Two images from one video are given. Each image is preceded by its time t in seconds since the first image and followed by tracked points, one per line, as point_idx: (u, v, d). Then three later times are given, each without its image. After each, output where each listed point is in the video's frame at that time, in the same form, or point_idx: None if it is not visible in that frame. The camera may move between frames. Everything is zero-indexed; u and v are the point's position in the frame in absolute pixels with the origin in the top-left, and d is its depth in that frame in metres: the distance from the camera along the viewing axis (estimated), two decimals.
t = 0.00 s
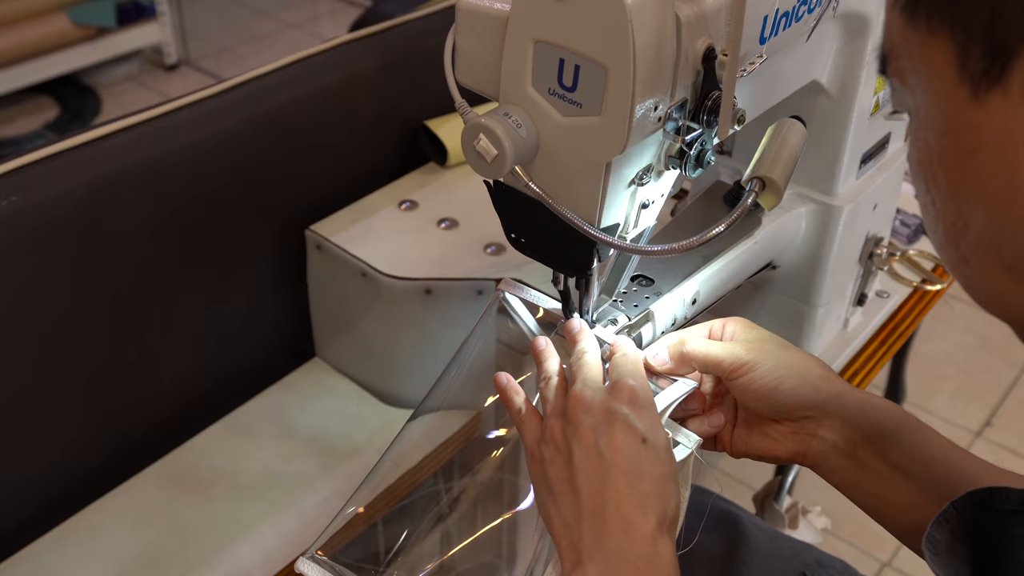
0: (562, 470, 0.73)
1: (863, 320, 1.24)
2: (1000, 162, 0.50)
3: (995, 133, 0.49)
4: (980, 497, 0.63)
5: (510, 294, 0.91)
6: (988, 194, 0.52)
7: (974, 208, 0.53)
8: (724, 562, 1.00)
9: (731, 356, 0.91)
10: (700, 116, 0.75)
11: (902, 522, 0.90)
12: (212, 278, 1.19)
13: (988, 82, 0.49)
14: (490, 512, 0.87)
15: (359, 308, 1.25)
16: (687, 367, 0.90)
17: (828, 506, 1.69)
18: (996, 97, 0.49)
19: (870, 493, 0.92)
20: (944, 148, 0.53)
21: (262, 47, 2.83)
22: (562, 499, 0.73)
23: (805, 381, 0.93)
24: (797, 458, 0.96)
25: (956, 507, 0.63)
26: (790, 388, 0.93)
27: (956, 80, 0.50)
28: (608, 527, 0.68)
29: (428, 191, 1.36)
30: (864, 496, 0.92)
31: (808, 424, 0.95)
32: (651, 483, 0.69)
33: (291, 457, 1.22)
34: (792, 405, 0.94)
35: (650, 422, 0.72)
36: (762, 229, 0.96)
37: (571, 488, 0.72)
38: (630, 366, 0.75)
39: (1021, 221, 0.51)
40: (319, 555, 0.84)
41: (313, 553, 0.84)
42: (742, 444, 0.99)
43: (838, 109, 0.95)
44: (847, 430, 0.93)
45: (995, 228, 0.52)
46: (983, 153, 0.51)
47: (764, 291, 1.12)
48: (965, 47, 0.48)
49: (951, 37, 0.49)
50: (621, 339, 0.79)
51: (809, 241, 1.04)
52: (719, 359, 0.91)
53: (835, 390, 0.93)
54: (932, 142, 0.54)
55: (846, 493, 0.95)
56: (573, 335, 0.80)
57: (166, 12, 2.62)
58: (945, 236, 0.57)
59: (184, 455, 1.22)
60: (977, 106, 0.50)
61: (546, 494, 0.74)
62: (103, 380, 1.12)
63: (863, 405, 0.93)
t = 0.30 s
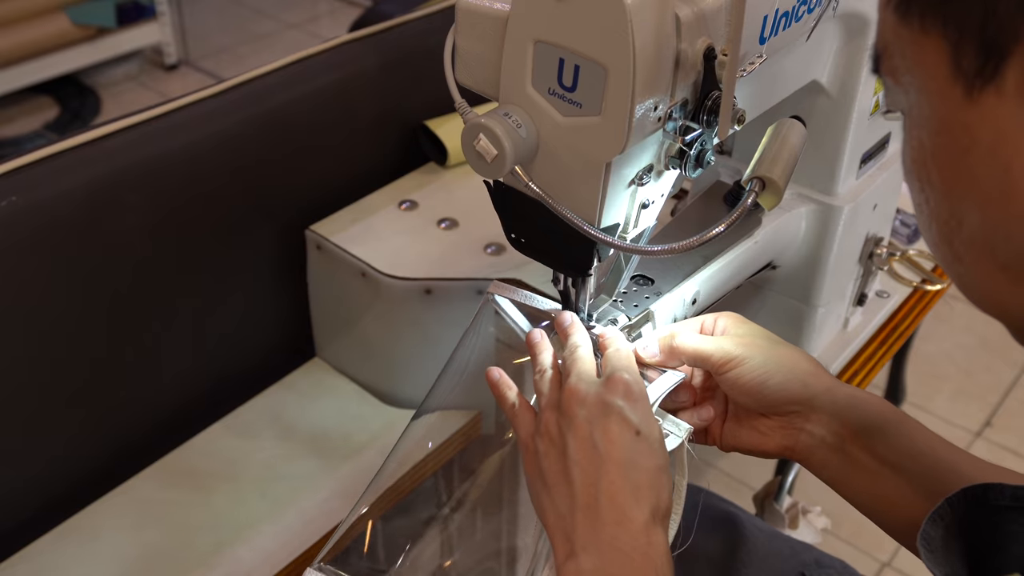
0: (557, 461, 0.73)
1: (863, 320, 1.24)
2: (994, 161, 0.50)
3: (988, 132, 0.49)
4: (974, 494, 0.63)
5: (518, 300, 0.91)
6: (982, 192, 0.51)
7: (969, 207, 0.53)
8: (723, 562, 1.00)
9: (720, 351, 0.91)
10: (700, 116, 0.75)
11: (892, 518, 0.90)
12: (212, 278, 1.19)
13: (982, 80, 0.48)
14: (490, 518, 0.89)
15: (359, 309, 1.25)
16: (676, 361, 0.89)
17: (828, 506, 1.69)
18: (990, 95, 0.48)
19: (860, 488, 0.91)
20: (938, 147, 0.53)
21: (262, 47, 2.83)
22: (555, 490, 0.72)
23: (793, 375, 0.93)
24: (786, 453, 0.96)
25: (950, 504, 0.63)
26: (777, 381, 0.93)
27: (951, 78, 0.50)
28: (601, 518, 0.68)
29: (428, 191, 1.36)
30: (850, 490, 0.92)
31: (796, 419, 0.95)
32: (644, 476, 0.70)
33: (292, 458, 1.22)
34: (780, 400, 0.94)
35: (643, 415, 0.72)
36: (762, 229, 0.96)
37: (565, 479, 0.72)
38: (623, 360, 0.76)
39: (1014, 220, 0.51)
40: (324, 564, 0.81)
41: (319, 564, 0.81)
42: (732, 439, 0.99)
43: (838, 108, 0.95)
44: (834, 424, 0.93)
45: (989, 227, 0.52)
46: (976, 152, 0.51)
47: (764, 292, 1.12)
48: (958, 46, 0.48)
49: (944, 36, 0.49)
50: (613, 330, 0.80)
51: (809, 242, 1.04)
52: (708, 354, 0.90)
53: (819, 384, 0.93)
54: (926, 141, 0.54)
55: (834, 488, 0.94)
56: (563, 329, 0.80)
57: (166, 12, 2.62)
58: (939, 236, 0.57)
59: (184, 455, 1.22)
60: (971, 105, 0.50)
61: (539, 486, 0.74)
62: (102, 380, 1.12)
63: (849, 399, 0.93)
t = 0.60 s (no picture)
0: (555, 482, 0.74)
1: (862, 320, 1.24)
2: (994, 160, 0.50)
3: (988, 131, 0.49)
4: (976, 491, 0.63)
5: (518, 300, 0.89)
6: (982, 192, 0.51)
7: (969, 207, 0.53)
8: (718, 562, 0.99)
9: (740, 364, 0.90)
10: (700, 116, 0.75)
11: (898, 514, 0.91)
12: (212, 278, 1.19)
13: (982, 79, 0.48)
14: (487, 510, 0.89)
15: (359, 309, 1.25)
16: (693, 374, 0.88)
17: (828, 506, 1.69)
18: (989, 94, 0.49)
19: (885, 498, 0.92)
20: (937, 146, 0.53)
21: (262, 47, 2.83)
22: (555, 512, 0.73)
23: (816, 388, 0.93)
24: (810, 465, 0.96)
25: (953, 501, 0.63)
26: (801, 395, 0.93)
27: (951, 77, 0.50)
28: (602, 543, 0.69)
29: (428, 191, 1.36)
30: (873, 496, 0.93)
31: (820, 432, 0.95)
32: (644, 499, 0.70)
33: (292, 458, 1.22)
34: (804, 413, 0.94)
35: (641, 436, 0.72)
36: (762, 229, 0.96)
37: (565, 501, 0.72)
38: (624, 370, 0.75)
39: (1014, 220, 0.51)
40: (323, 556, 0.82)
41: (317, 556, 0.83)
42: (756, 455, 0.99)
43: (838, 108, 0.95)
44: (858, 436, 0.93)
45: (988, 226, 0.52)
46: (976, 151, 0.51)
47: (763, 292, 1.12)
48: (958, 44, 0.48)
49: (944, 35, 0.49)
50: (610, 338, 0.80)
51: (809, 242, 1.04)
52: (729, 368, 0.90)
53: (843, 394, 0.93)
54: (925, 140, 0.54)
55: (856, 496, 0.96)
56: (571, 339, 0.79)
57: (166, 12, 2.62)
58: (938, 234, 0.57)
59: (184, 455, 1.22)
60: (971, 103, 0.50)
61: (539, 505, 0.75)
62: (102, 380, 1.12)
63: (872, 408, 0.93)
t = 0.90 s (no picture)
0: (559, 472, 0.74)
1: (863, 320, 1.24)
2: (992, 167, 0.50)
3: (986, 138, 0.49)
4: (976, 497, 0.63)
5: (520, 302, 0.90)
6: (981, 198, 0.51)
7: (968, 213, 0.53)
8: (722, 561, 0.99)
9: (734, 356, 0.91)
10: (700, 116, 0.75)
11: (899, 520, 0.90)
12: (212, 278, 1.19)
13: (980, 87, 0.48)
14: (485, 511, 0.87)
15: (359, 309, 1.25)
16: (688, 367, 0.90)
17: (828, 506, 1.69)
18: (988, 101, 0.49)
19: (869, 493, 0.93)
20: (936, 154, 0.53)
21: (262, 47, 2.82)
22: (559, 501, 0.73)
23: (807, 381, 0.93)
24: (799, 458, 0.96)
25: (955, 507, 0.63)
26: (791, 387, 0.93)
27: (949, 85, 0.50)
28: (607, 532, 0.69)
29: (428, 191, 1.36)
30: (865, 495, 0.93)
31: (810, 424, 0.95)
32: (649, 490, 0.70)
33: (292, 458, 1.22)
34: (794, 406, 0.93)
35: (646, 426, 0.72)
36: (762, 229, 0.96)
37: (569, 490, 0.72)
38: (626, 368, 0.75)
39: (1015, 225, 0.51)
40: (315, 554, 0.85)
41: (310, 553, 0.85)
42: (745, 447, 0.98)
43: (838, 108, 0.95)
44: (848, 430, 0.93)
45: (988, 232, 0.52)
46: (974, 158, 0.51)
47: (763, 291, 1.12)
48: (955, 53, 0.48)
49: (941, 43, 0.49)
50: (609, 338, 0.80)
51: (809, 242, 1.04)
52: (721, 359, 0.91)
53: (837, 390, 0.93)
54: (923, 147, 0.54)
55: (845, 493, 0.95)
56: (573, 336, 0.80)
57: (166, 12, 2.62)
58: (938, 241, 0.57)
59: (184, 455, 1.22)
60: (970, 110, 0.50)
61: (543, 494, 0.75)
62: (103, 380, 1.12)
63: (865, 403, 0.93)
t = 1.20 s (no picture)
0: (550, 463, 0.74)
1: (863, 320, 1.25)
2: (986, 166, 0.50)
3: (980, 136, 0.49)
4: (975, 496, 0.62)
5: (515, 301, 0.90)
6: (974, 196, 0.51)
7: (963, 210, 0.53)
8: (722, 561, 1.00)
9: (724, 350, 0.90)
10: (700, 116, 0.75)
11: (895, 520, 0.90)
12: (212, 278, 1.19)
13: (974, 84, 0.48)
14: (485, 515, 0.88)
15: (359, 309, 1.25)
16: (678, 362, 0.86)
17: (828, 506, 1.69)
18: (982, 99, 0.48)
19: (864, 491, 0.91)
20: (931, 152, 0.53)
21: (262, 47, 2.82)
22: (549, 492, 0.73)
23: (796, 377, 0.93)
24: (788, 453, 0.96)
25: (952, 507, 0.63)
26: (781, 382, 0.93)
27: (943, 83, 0.50)
28: (598, 524, 0.69)
29: (428, 191, 1.36)
30: (860, 493, 0.92)
31: (799, 419, 0.95)
32: (639, 481, 0.70)
33: (292, 458, 1.22)
34: (782, 400, 0.94)
35: (636, 419, 0.72)
36: (762, 229, 0.96)
37: (559, 482, 0.72)
38: (617, 362, 0.76)
39: (1007, 223, 0.51)
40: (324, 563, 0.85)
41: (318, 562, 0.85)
42: (734, 441, 0.99)
43: (838, 108, 0.95)
44: (837, 425, 0.93)
45: (982, 230, 0.52)
46: (968, 156, 0.51)
47: (763, 291, 1.12)
48: (950, 50, 0.48)
49: (936, 40, 0.49)
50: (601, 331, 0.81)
51: (809, 242, 1.04)
52: (712, 353, 0.89)
53: (825, 386, 0.93)
54: (919, 146, 0.54)
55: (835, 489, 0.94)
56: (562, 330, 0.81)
57: (166, 12, 2.62)
58: (933, 239, 0.57)
59: (184, 455, 1.22)
60: (965, 108, 0.49)
61: (532, 487, 0.74)
62: (103, 381, 1.12)
63: (855, 399, 0.93)
